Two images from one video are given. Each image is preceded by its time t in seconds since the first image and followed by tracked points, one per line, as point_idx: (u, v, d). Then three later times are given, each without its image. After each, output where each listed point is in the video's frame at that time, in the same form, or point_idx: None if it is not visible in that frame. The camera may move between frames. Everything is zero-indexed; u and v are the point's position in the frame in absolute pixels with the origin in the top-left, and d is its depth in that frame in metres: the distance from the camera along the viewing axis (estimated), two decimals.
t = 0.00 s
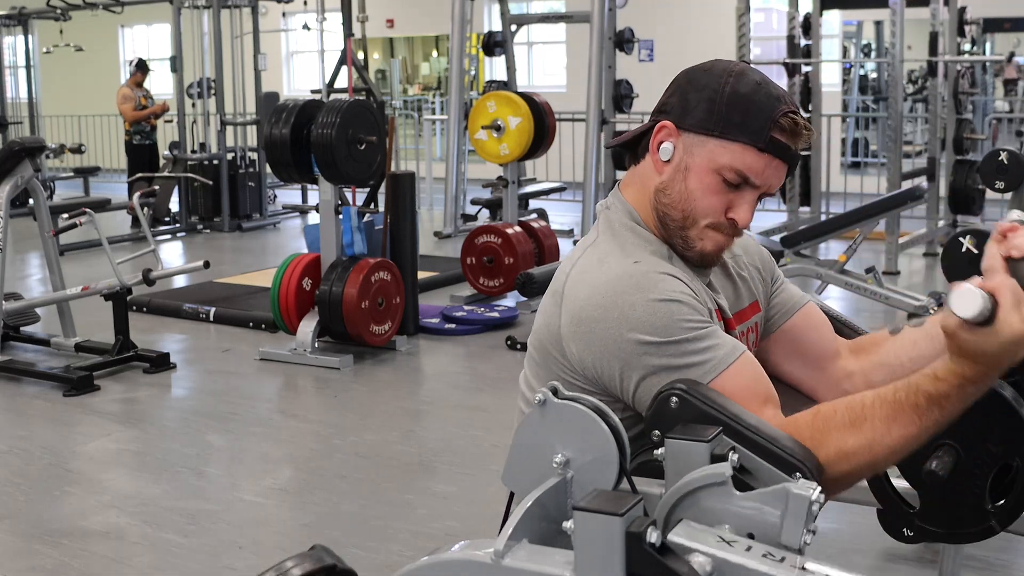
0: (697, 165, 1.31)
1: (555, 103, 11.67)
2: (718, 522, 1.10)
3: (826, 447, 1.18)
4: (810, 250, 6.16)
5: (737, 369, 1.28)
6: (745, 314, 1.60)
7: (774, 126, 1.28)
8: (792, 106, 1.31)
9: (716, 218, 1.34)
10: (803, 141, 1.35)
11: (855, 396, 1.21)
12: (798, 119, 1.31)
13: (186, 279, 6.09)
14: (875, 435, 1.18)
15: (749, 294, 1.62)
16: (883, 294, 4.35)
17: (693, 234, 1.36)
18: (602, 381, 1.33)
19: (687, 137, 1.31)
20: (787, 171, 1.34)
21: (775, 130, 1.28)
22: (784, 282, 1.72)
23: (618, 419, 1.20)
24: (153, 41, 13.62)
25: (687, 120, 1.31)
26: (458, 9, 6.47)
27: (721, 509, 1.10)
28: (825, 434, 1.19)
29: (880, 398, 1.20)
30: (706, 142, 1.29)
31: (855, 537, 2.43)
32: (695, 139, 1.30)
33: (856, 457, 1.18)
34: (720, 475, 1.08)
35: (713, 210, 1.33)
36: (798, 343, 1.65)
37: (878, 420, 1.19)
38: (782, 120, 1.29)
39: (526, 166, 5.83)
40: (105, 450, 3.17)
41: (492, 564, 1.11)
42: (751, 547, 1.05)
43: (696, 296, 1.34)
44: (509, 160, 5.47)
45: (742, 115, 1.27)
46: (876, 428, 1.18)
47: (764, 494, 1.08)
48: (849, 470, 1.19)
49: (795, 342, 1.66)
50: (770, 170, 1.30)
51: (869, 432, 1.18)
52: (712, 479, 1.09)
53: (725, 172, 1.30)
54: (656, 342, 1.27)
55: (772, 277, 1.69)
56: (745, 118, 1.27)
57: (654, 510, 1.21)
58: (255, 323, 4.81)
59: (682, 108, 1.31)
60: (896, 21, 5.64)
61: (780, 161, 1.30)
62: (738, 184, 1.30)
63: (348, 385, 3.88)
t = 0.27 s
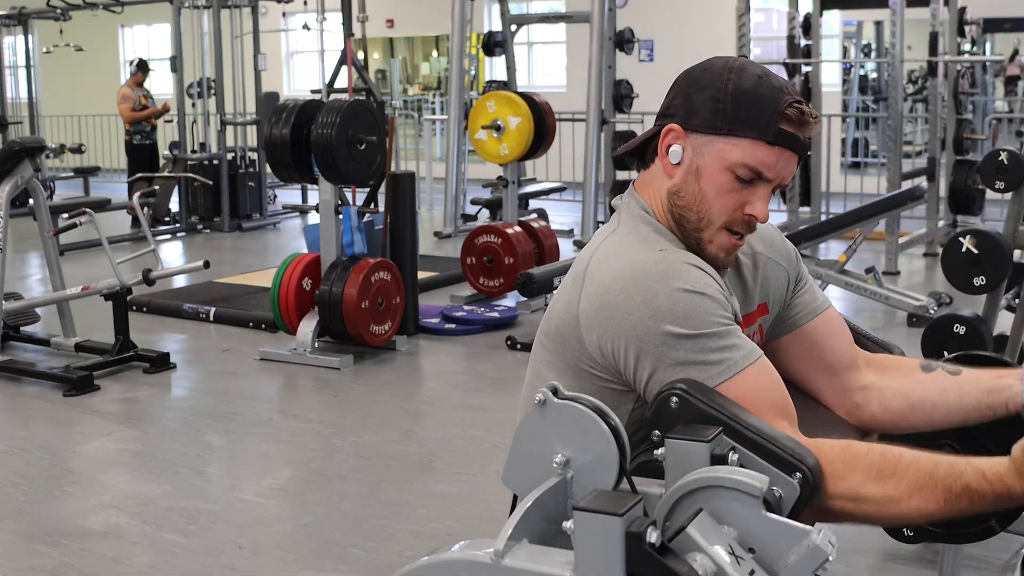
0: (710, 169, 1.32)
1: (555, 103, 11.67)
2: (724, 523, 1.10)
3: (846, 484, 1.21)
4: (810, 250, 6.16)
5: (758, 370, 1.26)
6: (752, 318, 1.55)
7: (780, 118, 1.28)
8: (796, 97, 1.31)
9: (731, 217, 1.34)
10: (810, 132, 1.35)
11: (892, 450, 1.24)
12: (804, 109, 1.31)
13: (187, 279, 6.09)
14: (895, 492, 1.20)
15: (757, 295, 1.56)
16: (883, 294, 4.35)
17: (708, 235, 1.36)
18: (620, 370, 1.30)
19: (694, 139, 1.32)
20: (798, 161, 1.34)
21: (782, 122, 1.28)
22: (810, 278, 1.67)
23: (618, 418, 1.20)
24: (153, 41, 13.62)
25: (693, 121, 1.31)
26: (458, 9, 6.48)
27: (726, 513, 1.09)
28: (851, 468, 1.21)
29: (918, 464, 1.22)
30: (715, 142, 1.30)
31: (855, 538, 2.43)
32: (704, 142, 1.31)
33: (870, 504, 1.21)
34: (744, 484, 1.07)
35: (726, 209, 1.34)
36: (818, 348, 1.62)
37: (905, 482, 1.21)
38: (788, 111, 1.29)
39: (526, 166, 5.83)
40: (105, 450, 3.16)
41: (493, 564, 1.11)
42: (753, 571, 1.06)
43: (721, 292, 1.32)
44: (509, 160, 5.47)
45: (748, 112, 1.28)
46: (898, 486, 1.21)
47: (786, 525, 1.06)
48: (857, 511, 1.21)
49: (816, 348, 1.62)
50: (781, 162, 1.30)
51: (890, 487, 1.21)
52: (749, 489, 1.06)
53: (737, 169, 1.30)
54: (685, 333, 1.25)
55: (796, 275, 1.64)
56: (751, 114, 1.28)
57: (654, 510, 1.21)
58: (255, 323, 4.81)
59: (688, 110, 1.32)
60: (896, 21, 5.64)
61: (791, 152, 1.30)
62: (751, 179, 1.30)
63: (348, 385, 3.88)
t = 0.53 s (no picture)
0: (719, 167, 1.32)
1: (555, 103, 11.67)
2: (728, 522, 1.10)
3: (851, 503, 1.21)
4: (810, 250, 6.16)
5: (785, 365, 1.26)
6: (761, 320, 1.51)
7: (780, 105, 1.28)
8: (793, 83, 1.31)
9: (744, 208, 1.35)
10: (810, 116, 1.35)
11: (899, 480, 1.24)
12: (802, 94, 1.31)
13: (186, 279, 6.09)
14: (894, 523, 1.21)
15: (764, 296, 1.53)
16: (883, 294, 4.35)
17: (724, 230, 1.36)
18: (647, 351, 1.28)
19: (697, 138, 1.32)
20: (803, 147, 1.34)
21: (783, 109, 1.28)
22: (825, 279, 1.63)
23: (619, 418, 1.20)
24: (153, 41, 13.62)
25: (694, 121, 1.32)
26: (458, 9, 6.48)
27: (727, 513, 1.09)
28: (860, 487, 1.21)
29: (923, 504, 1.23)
30: (718, 137, 1.30)
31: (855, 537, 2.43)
32: (708, 140, 1.31)
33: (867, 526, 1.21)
34: (748, 487, 1.07)
35: (738, 200, 1.34)
36: (823, 349, 1.59)
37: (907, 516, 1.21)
38: (787, 97, 1.29)
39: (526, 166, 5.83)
40: (105, 450, 3.16)
41: (493, 564, 1.11)
42: None
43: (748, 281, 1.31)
44: (509, 160, 5.47)
45: (747, 104, 1.28)
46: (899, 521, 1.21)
47: (792, 546, 1.07)
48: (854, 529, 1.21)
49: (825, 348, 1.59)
50: (787, 149, 1.31)
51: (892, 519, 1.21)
52: (757, 495, 1.07)
53: (744, 162, 1.30)
54: (725, 317, 1.23)
55: (807, 277, 1.59)
56: (751, 106, 1.28)
57: (654, 510, 1.20)
58: (255, 323, 4.81)
59: (687, 110, 1.32)
60: (896, 21, 5.64)
61: (795, 138, 1.31)
62: (759, 170, 1.31)
63: (348, 385, 3.88)
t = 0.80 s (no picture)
0: (705, 157, 1.32)
1: (555, 103, 11.67)
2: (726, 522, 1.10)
3: (852, 500, 1.20)
4: (811, 250, 6.16)
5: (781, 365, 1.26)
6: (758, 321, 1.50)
7: (762, 91, 1.28)
8: (774, 69, 1.31)
9: (734, 196, 1.34)
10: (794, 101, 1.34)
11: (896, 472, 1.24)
12: (783, 78, 1.30)
13: (186, 279, 6.09)
14: (894, 519, 1.20)
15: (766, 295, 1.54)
16: (883, 294, 4.35)
17: (716, 221, 1.35)
18: (644, 360, 1.29)
19: (682, 130, 1.32)
20: (789, 132, 1.33)
21: (765, 95, 1.28)
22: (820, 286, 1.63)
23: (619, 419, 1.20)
24: (153, 41, 13.62)
25: (677, 114, 1.32)
26: (458, 9, 6.48)
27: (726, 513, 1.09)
28: (859, 485, 1.20)
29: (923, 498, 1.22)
30: (702, 127, 1.31)
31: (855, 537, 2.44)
32: (693, 132, 1.31)
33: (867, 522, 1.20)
34: (747, 488, 1.07)
35: (726, 188, 1.33)
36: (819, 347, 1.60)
37: (906, 511, 1.21)
38: (768, 83, 1.28)
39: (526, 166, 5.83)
40: (105, 450, 3.16)
41: (492, 564, 1.11)
42: None
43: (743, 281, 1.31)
44: (509, 160, 5.47)
45: (730, 92, 1.28)
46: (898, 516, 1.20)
47: (792, 542, 1.08)
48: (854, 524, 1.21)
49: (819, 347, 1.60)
50: (772, 135, 1.30)
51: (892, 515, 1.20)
52: (756, 494, 1.07)
53: (730, 150, 1.30)
54: (722, 322, 1.23)
55: (800, 276, 1.59)
56: (732, 94, 1.28)
57: (654, 510, 1.20)
58: (255, 323, 4.81)
59: (670, 103, 1.33)
60: (896, 21, 5.64)
61: (779, 123, 1.30)
62: (745, 158, 1.31)
63: (348, 385, 3.88)
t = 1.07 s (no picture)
0: (677, 160, 1.32)
1: (555, 103, 11.67)
2: (717, 521, 1.10)
3: (832, 457, 1.19)
4: (811, 250, 6.16)
5: (732, 368, 1.29)
6: (738, 310, 1.59)
7: (749, 112, 1.28)
8: (767, 91, 1.31)
9: (702, 206, 1.35)
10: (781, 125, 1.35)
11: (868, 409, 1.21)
12: (773, 102, 1.30)
13: (186, 279, 6.10)
14: (880, 454, 1.18)
15: (740, 290, 1.62)
16: (883, 294, 4.35)
17: (680, 227, 1.37)
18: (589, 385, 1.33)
19: (664, 129, 1.32)
20: (768, 153, 1.33)
21: (751, 115, 1.28)
22: (781, 283, 1.73)
23: (618, 419, 1.20)
24: (153, 41, 13.61)
25: (663, 113, 1.31)
26: (458, 9, 6.47)
27: (722, 510, 1.10)
28: (833, 446, 1.19)
29: (893, 418, 1.19)
30: (683, 132, 1.30)
31: (854, 537, 2.44)
32: (672, 135, 1.31)
33: (859, 474, 1.18)
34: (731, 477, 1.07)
35: (696, 196, 1.34)
36: (797, 341, 1.66)
37: (888, 439, 1.18)
38: (757, 104, 1.29)
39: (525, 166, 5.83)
40: (105, 450, 3.17)
41: (493, 564, 1.11)
42: (753, 553, 1.06)
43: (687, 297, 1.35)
44: (509, 159, 5.47)
45: (716, 105, 1.28)
46: (883, 449, 1.18)
47: (772, 500, 1.07)
48: (852, 482, 1.19)
49: (795, 342, 1.66)
50: (749, 155, 1.30)
51: (876, 445, 1.18)
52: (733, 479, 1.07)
53: (705, 161, 1.30)
54: (662, 340, 1.28)
55: (765, 277, 1.70)
56: (720, 107, 1.28)
57: (653, 510, 1.20)
58: (255, 323, 4.81)
59: (659, 101, 1.32)
60: (896, 21, 5.64)
61: (758, 146, 1.30)
62: (718, 170, 1.30)
63: (348, 385, 3.88)
